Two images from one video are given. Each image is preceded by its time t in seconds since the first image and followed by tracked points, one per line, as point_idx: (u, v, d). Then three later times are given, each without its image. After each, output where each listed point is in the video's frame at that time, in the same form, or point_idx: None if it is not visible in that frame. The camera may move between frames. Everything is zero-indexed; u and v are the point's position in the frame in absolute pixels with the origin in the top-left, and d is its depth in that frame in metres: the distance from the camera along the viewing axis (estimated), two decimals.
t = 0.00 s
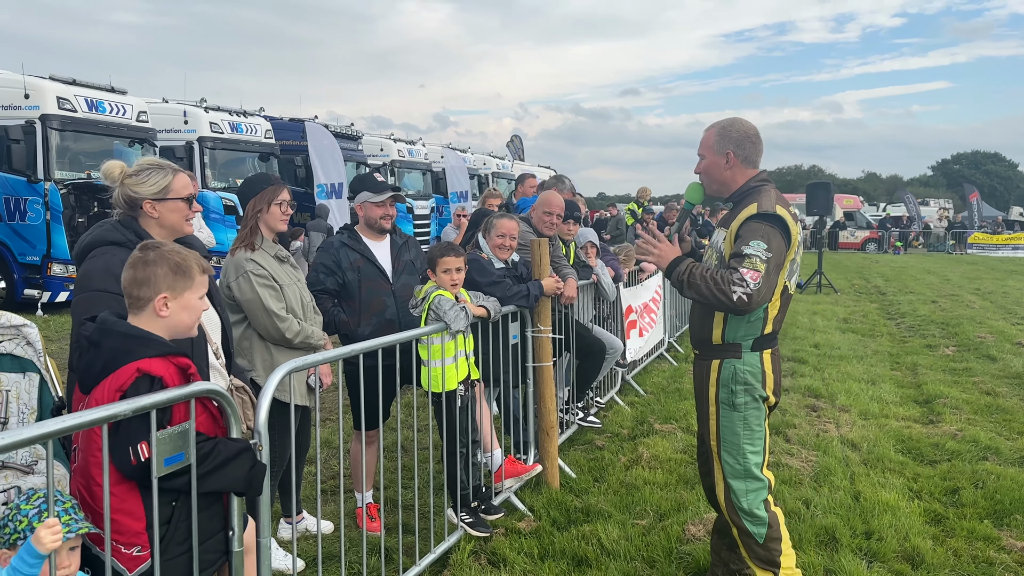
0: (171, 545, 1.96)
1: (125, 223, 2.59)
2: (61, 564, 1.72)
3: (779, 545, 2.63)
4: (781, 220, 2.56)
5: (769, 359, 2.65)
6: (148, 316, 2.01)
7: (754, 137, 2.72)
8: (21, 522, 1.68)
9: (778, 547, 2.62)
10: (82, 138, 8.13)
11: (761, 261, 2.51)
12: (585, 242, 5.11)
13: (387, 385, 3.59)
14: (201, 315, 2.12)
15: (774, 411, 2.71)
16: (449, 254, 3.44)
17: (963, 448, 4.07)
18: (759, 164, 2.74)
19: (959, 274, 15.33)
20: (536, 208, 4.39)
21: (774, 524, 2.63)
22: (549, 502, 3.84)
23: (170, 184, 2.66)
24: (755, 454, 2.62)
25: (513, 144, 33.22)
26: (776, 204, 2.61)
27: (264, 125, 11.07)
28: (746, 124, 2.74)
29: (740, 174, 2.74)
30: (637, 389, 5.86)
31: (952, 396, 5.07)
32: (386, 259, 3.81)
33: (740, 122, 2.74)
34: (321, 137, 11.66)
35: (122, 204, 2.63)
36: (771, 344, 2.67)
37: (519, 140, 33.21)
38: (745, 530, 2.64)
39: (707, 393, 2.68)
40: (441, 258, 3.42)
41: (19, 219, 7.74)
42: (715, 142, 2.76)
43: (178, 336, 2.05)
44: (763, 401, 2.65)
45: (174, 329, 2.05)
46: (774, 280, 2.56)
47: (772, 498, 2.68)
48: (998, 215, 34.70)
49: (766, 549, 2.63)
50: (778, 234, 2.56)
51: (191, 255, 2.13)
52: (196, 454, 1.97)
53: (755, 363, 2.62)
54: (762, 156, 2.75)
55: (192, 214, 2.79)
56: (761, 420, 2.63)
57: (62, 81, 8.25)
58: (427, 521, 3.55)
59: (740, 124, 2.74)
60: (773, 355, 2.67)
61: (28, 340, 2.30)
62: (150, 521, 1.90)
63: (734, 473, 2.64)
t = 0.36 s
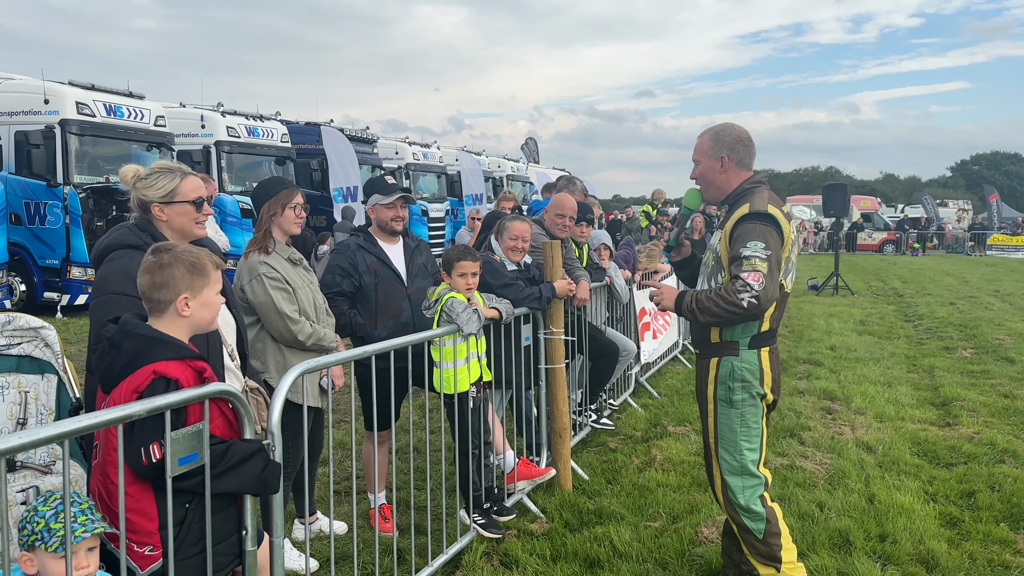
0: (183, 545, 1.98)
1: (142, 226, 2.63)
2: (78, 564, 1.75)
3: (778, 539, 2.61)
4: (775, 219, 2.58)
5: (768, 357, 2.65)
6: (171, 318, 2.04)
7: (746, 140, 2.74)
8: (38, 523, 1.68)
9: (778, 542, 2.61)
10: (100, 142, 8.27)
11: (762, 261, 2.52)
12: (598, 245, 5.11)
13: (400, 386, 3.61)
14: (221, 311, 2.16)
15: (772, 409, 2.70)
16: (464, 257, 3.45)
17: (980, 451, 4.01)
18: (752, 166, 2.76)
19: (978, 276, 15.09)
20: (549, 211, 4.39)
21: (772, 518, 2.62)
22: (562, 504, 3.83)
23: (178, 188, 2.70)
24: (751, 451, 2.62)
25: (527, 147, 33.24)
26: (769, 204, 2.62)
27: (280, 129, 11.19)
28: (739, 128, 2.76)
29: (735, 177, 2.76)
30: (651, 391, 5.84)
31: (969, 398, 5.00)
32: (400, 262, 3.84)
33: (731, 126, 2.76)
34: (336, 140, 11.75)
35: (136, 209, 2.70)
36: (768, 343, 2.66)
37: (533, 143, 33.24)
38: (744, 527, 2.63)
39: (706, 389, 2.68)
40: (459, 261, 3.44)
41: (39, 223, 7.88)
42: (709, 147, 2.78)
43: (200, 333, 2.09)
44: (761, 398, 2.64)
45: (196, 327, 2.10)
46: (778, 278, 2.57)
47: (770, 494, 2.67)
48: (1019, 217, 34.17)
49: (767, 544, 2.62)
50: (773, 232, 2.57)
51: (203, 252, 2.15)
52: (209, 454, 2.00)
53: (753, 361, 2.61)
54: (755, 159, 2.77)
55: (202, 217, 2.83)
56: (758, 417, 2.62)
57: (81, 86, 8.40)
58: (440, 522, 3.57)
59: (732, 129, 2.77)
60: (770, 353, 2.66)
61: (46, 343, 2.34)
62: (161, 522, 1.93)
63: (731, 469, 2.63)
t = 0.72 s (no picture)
0: (181, 551, 1.99)
1: (146, 231, 2.66)
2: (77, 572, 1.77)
3: (750, 531, 2.59)
4: (769, 220, 2.57)
5: (765, 360, 2.64)
6: (172, 322, 2.06)
7: (739, 145, 2.75)
8: (33, 535, 1.70)
9: (750, 534, 2.59)
10: (108, 147, 8.35)
11: (758, 263, 2.52)
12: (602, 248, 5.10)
13: (402, 389, 3.62)
14: (221, 314, 2.17)
15: (765, 416, 2.68)
16: (468, 263, 3.45)
17: (986, 455, 3.97)
18: (746, 171, 2.76)
19: (988, 279, 14.96)
20: (553, 214, 4.38)
21: (742, 511, 2.61)
22: (566, 508, 3.82)
23: (174, 190, 2.72)
24: (729, 450, 2.62)
25: (533, 150, 33.27)
26: (763, 206, 2.62)
27: (286, 134, 11.26)
28: (730, 133, 2.77)
29: (729, 182, 2.76)
30: (656, 395, 5.81)
31: (977, 402, 4.95)
32: (403, 266, 3.86)
33: (724, 132, 2.78)
34: (343, 144, 11.69)
35: (139, 213, 2.76)
36: (766, 344, 2.65)
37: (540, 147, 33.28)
38: (713, 520, 2.63)
39: (699, 389, 2.69)
40: (463, 266, 3.44)
41: (47, 228, 7.96)
42: (702, 153, 2.78)
43: (201, 337, 2.10)
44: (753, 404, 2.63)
45: (196, 331, 2.10)
46: (774, 279, 2.57)
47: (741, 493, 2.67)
48: None
49: (740, 535, 2.60)
50: (769, 233, 2.56)
51: (202, 256, 2.17)
52: (209, 458, 2.01)
53: (750, 364, 2.61)
54: (748, 163, 2.78)
55: (200, 220, 2.84)
56: (747, 421, 2.62)
57: (90, 92, 8.48)
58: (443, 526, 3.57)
59: (724, 134, 2.78)
60: (767, 355, 2.65)
61: (50, 347, 2.37)
62: (158, 527, 1.94)
63: (705, 467, 2.65)
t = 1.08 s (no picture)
0: (175, 561, 1.98)
1: (143, 238, 2.69)
2: None
3: (689, 546, 2.60)
4: (743, 228, 2.59)
5: (745, 370, 2.63)
6: (165, 330, 2.07)
7: (724, 152, 2.75)
8: (21, 547, 1.73)
9: (688, 547, 2.59)
10: (108, 154, 8.37)
11: (728, 271, 2.54)
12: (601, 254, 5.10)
13: (400, 397, 3.61)
14: (212, 320, 2.18)
15: (739, 427, 2.65)
16: (466, 270, 3.45)
17: (986, 462, 3.95)
18: (731, 178, 2.77)
19: (987, 285, 14.96)
20: (551, 220, 4.38)
21: (688, 525, 2.60)
22: (564, 515, 3.81)
23: (166, 198, 2.73)
24: (697, 457, 2.61)
25: (533, 156, 33.31)
26: (739, 214, 2.64)
27: (287, 140, 11.28)
28: (716, 140, 2.78)
29: (714, 189, 2.77)
30: (655, 401, 5.80)
31: (976, 408, 4.94)
32: (401, 272, 3.86)
33: (709, 139, 2.78)
34: (343, 151, 11.74)
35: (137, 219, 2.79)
36: (747, 353, 2.65)
37: (540, 154, 33.35)
38: (660, 524, 2.65)
39: (678, 393, 2.70)
40: (462, 273, 3.44)
41: (47, 235, 7.97)
42: (688, 160, 2.79)
43: (193, 344, 2.12)
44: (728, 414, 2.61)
45: (188, 339, 2.12)
46: (747, 287, 2.57)
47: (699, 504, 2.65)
48: None
49: (677, 546, 2.61)
50: (744, 241, 2.58)
51: (191, 264, 2.18)
52: (205, 467, 2.01)
53: (729, 374, 2.61)
54: (733, 171, 2.79)
55: (193, 228, 2.82)
56: (719, 430, 2.60)
57: (90, 99, 8.50)
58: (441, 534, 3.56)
59: (710, 141, 2.78)
60: (749, 364, 2.65)
61: (48, 354, 2.37)
62: (152, 538, 1.93)
63: (671, 470, 2.64)
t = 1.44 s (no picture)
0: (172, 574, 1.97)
1: (139, 247, 2.67)
2: None
3: (673, 566, 2.60)
4: (700, 243, 2.59)
5: (705, 381, 2.63)
6: (154, 342, 2.06)
7: (691, 161, 2.77)
8: (10, 559, 1.73)
9: (672, 568, 2.60)
10: (103, 162, 8.35)
11: (686, 287, 2.54)
12: (596, 263, 5.10)
13: (394, 406, 3.60)
14: (203, 330, 2.17)
15: (705, 439, 2.66)
16: (460, 279, 3.44)
17: (981, 471, 3.95)
18: (699, 188, 2.79)
19: (982, 293, 15.03)
20: (547, 229, 4.38)
21: (671, 545, 2.61)
22: (559, 526, 3.79)
23: (160, 208, 2.73)
24: (669, 475, 2.61)
25: (528, 164, 33.38)
26: (699, 227, 2.64)
27: (282, 148, 11.28)
28: (683, 149, 2.79)
29: (682, 199, 2.78)
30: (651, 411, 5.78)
31: (971, 417, 4.94)
32: (396, 281, 3.85)
33: (677, 148, 2.79)
34: (338, 159, 11.74)
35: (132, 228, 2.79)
36: (708, 365, 2.65)
37: (535, 162, 33.45)
38: (644, 546, 2.66)
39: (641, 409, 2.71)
40: (456, 281, 3.43)
41: (41, 242, 7.94)
42: (655, 169, 2.81)
43: (183, 356, 2.11)
44: (692, 426, 2.63)
45: (178, 351, 2.11)
46: (706, 302, 2.58)
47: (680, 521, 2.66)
48: (1020, 233, 34.09)
49: (661, 566, 2.62)
50: (701, 256, 2.58)
51: (178, 274, 2.17)
52: (197, 479, 1.99)
53: (688, 386, 2.62)
54: (701, 179, 2.80)
55: (187, 238, 2.80)
56: (684, 444, 2.61)
57: (85, 107, 8.49)
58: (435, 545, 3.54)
59: (677, 150, 2.79)
60: (710, 376, 2.64)
61: (40, 364, 2.35)
62: (148, 553, 1.91)
63: (645, 490, 2.65)
